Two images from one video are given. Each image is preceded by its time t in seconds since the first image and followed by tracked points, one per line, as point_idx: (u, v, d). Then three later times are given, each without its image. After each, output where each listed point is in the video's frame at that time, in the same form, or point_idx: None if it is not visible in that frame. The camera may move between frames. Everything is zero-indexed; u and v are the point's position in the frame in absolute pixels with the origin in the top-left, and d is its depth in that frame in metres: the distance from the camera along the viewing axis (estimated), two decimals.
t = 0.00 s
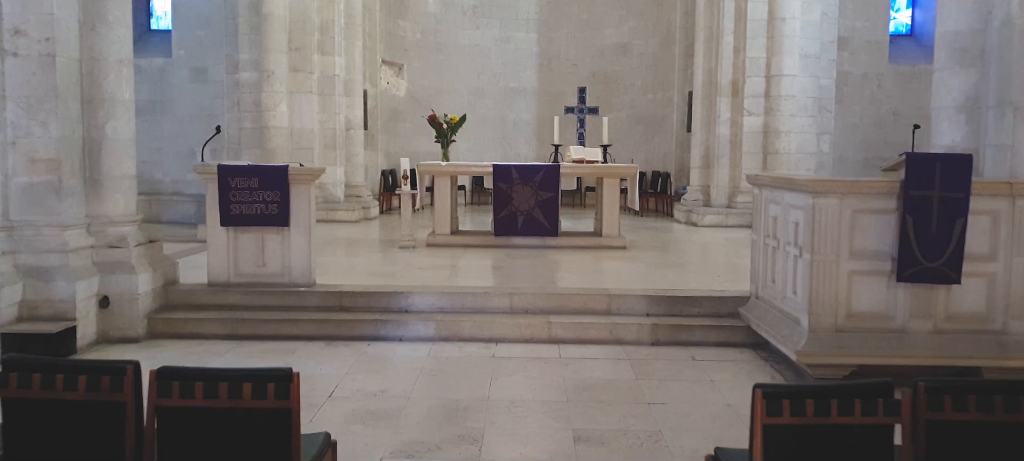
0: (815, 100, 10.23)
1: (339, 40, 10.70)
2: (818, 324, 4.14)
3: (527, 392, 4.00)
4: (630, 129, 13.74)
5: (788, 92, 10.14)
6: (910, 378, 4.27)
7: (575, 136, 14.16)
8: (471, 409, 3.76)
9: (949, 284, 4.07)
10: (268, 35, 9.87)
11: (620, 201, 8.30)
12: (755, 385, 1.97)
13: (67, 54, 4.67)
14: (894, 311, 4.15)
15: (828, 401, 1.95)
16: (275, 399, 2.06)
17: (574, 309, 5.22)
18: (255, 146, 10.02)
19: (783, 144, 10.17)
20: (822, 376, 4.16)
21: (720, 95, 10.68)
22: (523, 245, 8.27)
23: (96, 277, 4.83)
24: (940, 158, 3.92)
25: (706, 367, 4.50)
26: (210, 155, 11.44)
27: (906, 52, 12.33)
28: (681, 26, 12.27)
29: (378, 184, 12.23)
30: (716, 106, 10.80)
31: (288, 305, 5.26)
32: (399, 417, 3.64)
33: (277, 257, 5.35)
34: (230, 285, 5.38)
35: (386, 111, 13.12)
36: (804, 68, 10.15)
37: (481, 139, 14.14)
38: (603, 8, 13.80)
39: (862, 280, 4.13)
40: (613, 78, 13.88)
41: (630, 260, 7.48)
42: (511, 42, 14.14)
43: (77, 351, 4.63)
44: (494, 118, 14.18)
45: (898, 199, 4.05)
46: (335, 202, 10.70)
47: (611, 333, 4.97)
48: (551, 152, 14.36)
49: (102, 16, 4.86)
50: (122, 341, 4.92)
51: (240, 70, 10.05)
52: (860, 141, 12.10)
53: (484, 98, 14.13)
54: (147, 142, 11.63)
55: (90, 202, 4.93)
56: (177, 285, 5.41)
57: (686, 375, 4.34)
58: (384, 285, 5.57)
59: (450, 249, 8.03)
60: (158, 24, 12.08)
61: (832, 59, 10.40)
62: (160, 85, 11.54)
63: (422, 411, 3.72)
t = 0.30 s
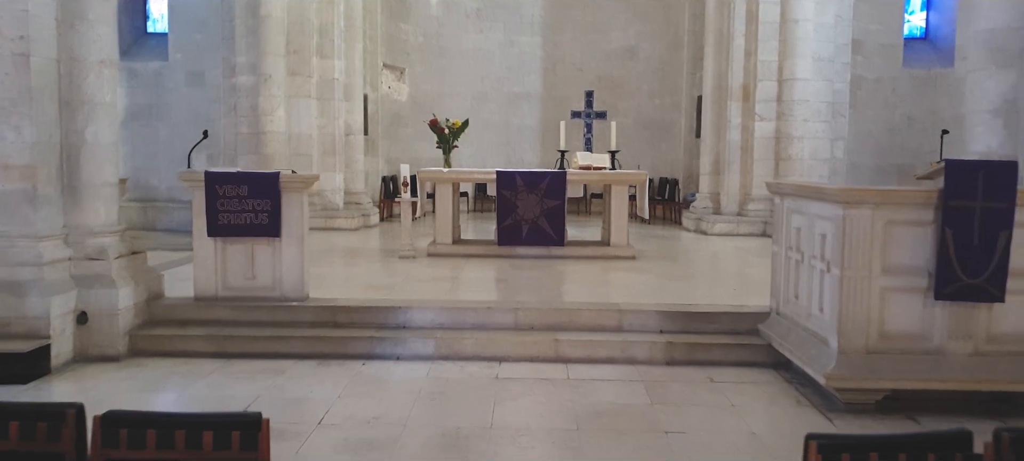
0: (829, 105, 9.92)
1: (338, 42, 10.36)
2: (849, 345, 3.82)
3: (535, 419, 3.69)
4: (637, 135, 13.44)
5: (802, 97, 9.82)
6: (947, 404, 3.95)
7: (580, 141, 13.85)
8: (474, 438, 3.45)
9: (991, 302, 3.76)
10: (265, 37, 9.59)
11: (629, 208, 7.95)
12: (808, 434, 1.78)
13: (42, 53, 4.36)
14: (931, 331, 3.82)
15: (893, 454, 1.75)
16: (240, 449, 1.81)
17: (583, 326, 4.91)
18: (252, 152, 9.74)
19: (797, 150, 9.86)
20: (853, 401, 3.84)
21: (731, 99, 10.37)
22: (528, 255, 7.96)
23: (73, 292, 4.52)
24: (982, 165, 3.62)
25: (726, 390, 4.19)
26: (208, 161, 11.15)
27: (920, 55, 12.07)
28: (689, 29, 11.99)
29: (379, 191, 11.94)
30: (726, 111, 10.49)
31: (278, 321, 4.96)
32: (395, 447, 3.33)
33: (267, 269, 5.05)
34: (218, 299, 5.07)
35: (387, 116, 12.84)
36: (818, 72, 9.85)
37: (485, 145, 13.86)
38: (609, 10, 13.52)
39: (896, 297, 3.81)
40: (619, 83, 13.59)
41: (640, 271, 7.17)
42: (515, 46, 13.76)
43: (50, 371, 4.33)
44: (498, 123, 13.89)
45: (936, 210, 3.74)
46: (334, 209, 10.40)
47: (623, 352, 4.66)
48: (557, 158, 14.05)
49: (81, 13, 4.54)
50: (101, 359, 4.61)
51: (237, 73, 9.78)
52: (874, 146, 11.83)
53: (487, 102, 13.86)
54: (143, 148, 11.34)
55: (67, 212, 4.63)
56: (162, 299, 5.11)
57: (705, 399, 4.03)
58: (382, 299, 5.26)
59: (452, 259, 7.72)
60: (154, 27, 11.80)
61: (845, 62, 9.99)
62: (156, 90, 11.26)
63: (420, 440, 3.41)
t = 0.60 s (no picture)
0: (843, 116, 9.66)
1: (339, 53, 10.08)
2: (884, 375, 3.51)
3: (543, 455, 3.39)
4: (644, 146, 13.16)
5: (814, 107, 9.55)
6: (989, 438, 3.65)
7: (586, 153, 13.57)
8: None
9: None
10: (264, 46, 9.33)
11: (638, 223, 7.68)
12: None
13: (16, 59, 4.10)
14: (973, 361, 3.52)
15: None
16: None
17: (593, 350, 4.62)
18: (250, 163, 9.47)
19: (810, 162, 9.58)
20: (887, 436, 3.54)
21: (741, 110, 10.09)
22: (533, 271, 7.66)
23: (48, 314, 4.24)
24: None
25: (748, 421, 3.88)
26: (206, 173, 10.87)
27: (934, 65, 11.80)
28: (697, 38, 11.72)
29: (379, 204, 11.68)
30: (736, 122, 10.21)
31: (269, 343, 4.67)
32: None
33: (258, 288, 4.76)
34: (205, 320, 4.79)
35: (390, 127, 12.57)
36: (831, 82, 9.59)
37: (488, 157, 13.62)
38: (615, 20, 13.28)
39: (934, 323, 3.51)
40: (625, 94, 13.33)
41: (650, 288, 6.88)
42: (519, 56, 13.64)
43: (23, 399, 4.04)
44: (502, 134, 13.65)
45: (980, 229, 3.45)
46: (334, 223, 10.09)
47: (636, 378, 4.36)
48: (562, 169, 13.77)
49: (60, 18, 4.29)
50: (79, 385, 4.31)
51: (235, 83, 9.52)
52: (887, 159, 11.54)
53: (491, 114, 13.62)
54: (140, 159, 11.08)
55: (45, 228, 4.35)
56: (148, 320, 4.83)
57: (726, 432, 3.72)
58: (379, 320, 4.97)
59: (454, 275, 7.43)
60: (152, 36, 11.50)
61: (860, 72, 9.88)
62: (152, 101, 11.01)
63: None
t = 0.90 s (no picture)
0: (856, 136, 9.40)
1: (339, 71, 9.86)
2: (924, 414, 3.26)
3: None
4: (650, 167, 12.90)
5: (827, 126, 9.29)
6: None
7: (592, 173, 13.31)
8: None
9: None
10: (263, 64, 9.12)
11: (647, 246, 7.40)
12: None
13: None
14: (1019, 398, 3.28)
15: None
16: None
17: (604, 383, 4.32)
18: (248, 183, 9.22)
19: (823, 183, 9.31)
20: None
21: (752, 129, 9.83)
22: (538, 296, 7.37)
23: (21, 344, 3.95)
24: None
25: None
26: (204, 194, 10.61)
27: (946, 83, 11.59)
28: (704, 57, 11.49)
29: (381, 225, 11.42)
30: (746, 142, 9.95)
31: (259, 375, 4.38)
32: None
33: (248, 316, 4.49)
34: (192, 350, 4.50)
35: (392, 147, 12.30)
36: (843, 100, 9.34)
37: (492, 178, 13.40)
38: (620, 39, 13.09)
39: (978, 356, 3.27)
40: (631, 113, 13.11)
41: (661, 314, 6.58)
42: (523, 75, 13.45)
43: None
44: (506, 154, 13.42)
45: None
46: (334, 245, 9.74)
47: (652, 414, 4.06)
48: (568, 189, 13.51)
49: (37, 30, 4.05)
50: (54, 421, 4.02)
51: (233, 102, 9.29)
52: (900, 180, 11.25)
53: (494, 133, 13.41)
54: (138, 180, 10.83)
55: (20, 252, 4.08)
56: (130, 350, 4.55)
57: None
58: (377, 350, 4.70)
59: (457, 300, 7.13)
60: (151, 55, 11.28)
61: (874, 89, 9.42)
62: (149, 120, 10.79)
63: None
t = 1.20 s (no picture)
0: (869, 162, 9.11)
1: (339, 96, 9.66)
2: None
3: None
4: (657, 194, 12.63)
5: (838, 153, 9.02)
6: None
7: (597, 200, 13.04)
8: None
9: None
10: (261, 89, 8.94)
11: (656, 276, 7.10)
12: None
13: None
14: None
15: None
16: None
17: (613, 427, 4.02)
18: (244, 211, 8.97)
19: (835, 210, 9.02)
20: None
21: (761, 155, 9.57)
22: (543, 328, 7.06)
23: None
24: None
25: None
26: (201, 221, 10.36)
27: (958, 108, 11.34)
28: (710, 82, 11.28)
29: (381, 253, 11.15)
30: (755, 168, 9.69)
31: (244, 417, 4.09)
32: None
33: (231, 353, 4.21)
34: (173, 390, 4.22)
35: (394, 174, 12.02)
36: (855, 126, 9.07)
37: (495, 205, 13.16)
38: (626, 64, 12.92)
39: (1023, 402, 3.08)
40: (637, 139, 12.88)
41: (671, 348, 6.27)
42: (528, 101, 13.28)
43: None
44: (509, 181, 13.21)
45: None
46: (332, 273, 9.46)
47: None
48: (573, 217, 13.24)
49: (8, 48, 3.84)
50: None
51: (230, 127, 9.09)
52: (915, 207, 10.93)
53: (498, 159, 13.20)
54: (134, 207, 10.59)
55: None
56: (107, 389, 4.27)
57: None
58: (373, 389, 4.42)
59: (458, 332, 6.82)
60: (150, 80, 11.14)
61: (886, 114, 9.48)
62: (146, 147, 10.60)
63: None
